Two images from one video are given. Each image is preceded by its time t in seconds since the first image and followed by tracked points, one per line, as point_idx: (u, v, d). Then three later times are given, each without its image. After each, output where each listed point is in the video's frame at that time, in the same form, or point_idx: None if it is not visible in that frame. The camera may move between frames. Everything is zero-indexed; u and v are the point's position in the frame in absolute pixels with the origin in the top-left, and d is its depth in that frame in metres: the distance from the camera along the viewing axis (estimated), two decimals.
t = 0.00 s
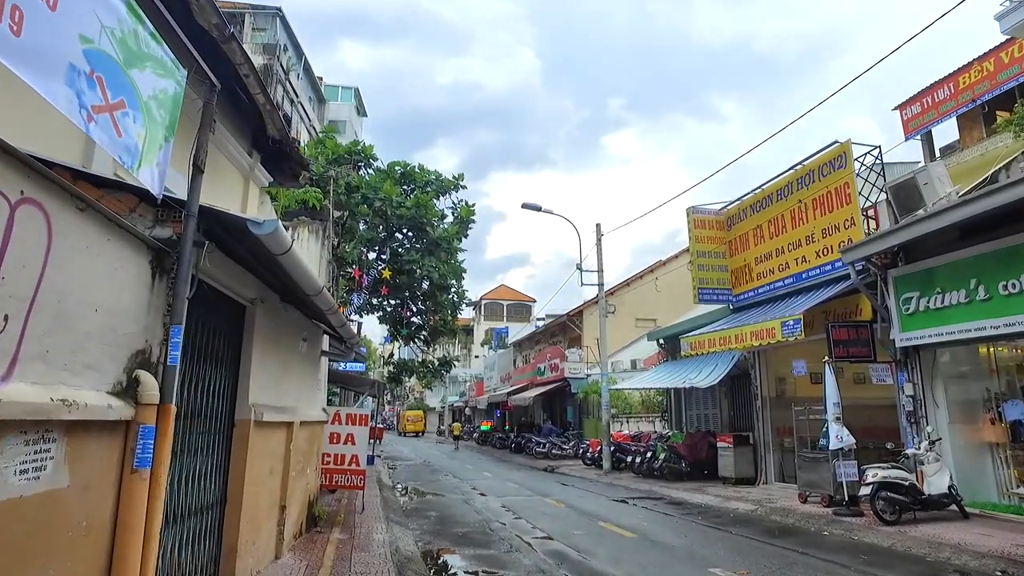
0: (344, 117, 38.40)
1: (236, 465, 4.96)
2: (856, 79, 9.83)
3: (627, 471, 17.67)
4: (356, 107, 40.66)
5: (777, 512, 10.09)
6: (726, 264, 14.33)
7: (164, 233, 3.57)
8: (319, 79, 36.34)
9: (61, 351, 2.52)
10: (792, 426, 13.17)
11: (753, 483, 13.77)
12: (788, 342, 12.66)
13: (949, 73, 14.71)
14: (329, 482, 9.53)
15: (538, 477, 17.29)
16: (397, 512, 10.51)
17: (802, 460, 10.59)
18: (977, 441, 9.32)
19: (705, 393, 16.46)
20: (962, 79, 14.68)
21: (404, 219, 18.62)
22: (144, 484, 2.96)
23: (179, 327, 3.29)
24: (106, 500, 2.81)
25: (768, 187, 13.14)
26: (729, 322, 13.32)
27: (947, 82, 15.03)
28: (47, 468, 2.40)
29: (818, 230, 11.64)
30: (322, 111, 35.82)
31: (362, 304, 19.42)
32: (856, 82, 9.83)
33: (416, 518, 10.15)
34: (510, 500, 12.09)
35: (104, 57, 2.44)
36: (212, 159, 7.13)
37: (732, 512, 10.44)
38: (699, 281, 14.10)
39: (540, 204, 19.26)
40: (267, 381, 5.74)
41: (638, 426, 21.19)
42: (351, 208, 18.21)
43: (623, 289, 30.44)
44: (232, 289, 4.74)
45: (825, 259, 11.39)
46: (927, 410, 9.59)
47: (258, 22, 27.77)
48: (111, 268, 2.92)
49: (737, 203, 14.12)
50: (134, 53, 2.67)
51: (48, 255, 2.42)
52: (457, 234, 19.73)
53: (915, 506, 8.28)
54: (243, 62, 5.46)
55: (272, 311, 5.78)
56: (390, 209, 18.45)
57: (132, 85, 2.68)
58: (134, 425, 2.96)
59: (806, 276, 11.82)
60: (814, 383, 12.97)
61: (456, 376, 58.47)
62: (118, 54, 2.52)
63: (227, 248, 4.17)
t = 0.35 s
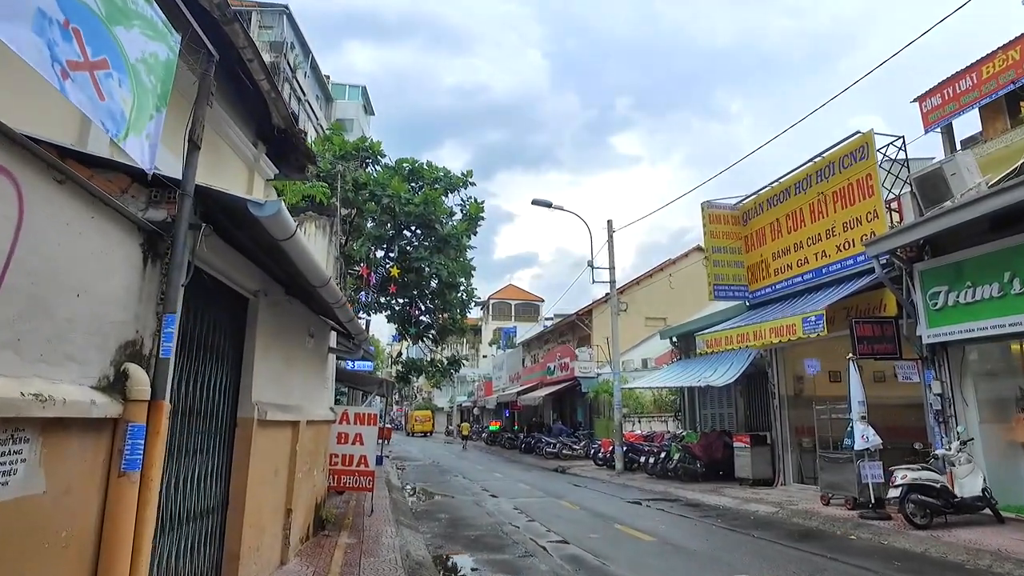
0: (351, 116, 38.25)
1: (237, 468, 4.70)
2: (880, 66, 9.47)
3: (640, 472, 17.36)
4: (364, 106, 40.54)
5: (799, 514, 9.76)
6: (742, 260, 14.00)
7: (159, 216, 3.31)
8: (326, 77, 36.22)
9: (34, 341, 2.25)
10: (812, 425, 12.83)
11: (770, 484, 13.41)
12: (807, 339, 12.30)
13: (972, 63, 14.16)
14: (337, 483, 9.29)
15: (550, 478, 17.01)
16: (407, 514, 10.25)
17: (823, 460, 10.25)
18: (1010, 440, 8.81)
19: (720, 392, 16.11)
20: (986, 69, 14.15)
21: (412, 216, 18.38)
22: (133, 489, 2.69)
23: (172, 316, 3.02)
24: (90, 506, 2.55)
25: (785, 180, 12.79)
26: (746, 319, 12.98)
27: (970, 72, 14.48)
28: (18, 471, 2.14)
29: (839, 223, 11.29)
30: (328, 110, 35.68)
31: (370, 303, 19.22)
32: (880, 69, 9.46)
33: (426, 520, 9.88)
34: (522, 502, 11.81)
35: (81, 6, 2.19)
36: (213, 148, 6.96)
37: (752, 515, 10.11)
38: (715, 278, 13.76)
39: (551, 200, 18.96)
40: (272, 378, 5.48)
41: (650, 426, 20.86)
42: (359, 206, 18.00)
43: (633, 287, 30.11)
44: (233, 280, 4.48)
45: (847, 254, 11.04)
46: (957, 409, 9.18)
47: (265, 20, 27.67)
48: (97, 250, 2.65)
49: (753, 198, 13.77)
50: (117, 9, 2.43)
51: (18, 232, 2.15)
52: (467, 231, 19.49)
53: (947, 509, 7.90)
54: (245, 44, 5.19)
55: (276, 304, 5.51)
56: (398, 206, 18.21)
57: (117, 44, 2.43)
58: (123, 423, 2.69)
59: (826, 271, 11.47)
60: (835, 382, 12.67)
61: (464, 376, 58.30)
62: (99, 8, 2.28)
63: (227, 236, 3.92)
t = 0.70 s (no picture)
0: (354, 114, 37.96)
1: (225, 473, 4.37)
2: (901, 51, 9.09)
3: (647, 473, 17.01)
4: (366, 103, 40.27)
5: (815, 518, 9.39)
6: (753, 256, 13.65)
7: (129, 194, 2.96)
8: (328, 74, 35.97)
9: None
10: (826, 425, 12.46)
11: (782, 486, 13.03)
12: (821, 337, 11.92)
13: (991, 52, 13.74)
14: (336, 486, 8.96)
15: (555, 479, 16.65)
16: (408, 518, 9.91)
17: (839, 462, 9.88)
18: None
19: (730, 391, 15.74)
20: (1005, 58, 13.72)
21: (414, 212, 18.06)
22: (90, 501, 2.37)
23: (140, 305, 2.67)
24: (36, 523, 2.22)
25: (799, 173, 12.44)
26: (757, 316, 12.61)
27: (988, 62, 14.05)
28: None
29: (855, 217, 10.93)
30: (330, 107, 35.40)
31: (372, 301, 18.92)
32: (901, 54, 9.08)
33: (428, 524, 9.54)
34: (527, 504, 11.48)
35: None
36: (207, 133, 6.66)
37: (766, 518, 9.74)
38: (725, 274, 13.41)
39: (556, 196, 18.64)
40: (264, 375, 5.15)
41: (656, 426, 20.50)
42: (361, 202, 17.71)
43: (637, 286, 29.78)
44: (219, 270, 4.16)
45: (863, 249, 10.67)
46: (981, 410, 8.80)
47: (267, 16, 27.43)
48: (45, 226, 2.31)
49: (764, 191, 13.42)
50: None
51: None
52: (470, 228, 19.19)
53: (975, 514, 7.56)
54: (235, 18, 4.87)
55: (269, 298, 5.19)
56: (400, 201, 17.87)
57: None
58: (77, 426, 2.36)
59: (841, 266, 11.10)
60: (850, 382, 12.19)
61: (467, 376, 57.97)
62: None
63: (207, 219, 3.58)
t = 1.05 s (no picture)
0: (353, 111, 37.68)
1: (199, 477, 4.05)
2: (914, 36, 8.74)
3: (648, 474, 16.71)
4: (365, 101, 39.99)
5: (824, 521, 9.08)
6: (758, 251, 13.35)
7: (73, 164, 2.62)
8: (326, 71, 35.73)
9: None
10: (831, 426, 12.16)
11: (788, 488, 12.70)
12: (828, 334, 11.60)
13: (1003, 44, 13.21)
14: (327, 488, 8.69)
15: (555, 481, 16.34)
16: (403, 521, 9.60)
17: (848, 462, 9.57)
18: None
19: (733, 391, 15.43)
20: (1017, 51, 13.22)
21: (412, 208, 17.75)
22: (15, 516, 2.06)
23: (81, 289, 2.34)
24: None
25: (805, 166, 12.13)
26: (762, 313, 12.29)
27: (999, 54, 13.56)
28: None
29: (864, 211, 10.62)
30: (328, 105, 35.08)
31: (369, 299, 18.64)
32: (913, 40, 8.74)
33: (423, 528, 9.22)
34: (526, 507, 11.17)
35: None
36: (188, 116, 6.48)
37: (773, 522, 9.42)
38: (729, 270, 13.10)
39: (556, 192, 18.33)
40: (243, 372, 4.83)
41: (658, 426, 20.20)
42: (357, 199, 17.41)
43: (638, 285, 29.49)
44: (190, 257, 3.85)
45: (873, 243, 10.35)
46: (997, 408, 8.43)
47: (264, 12, 27.15)
48: None
49: (769, 185, 13.12)
50: None
51: None
52: (469, 225, 18.89)
53: (993, 519, 7.29)
54: None
55: (249, 289, 4.89)
56: (397, 197, 17.56)
57: None
58: None
59: (850, 262, 10.78)
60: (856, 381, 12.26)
61: (467, 376, 57.70)
62: None
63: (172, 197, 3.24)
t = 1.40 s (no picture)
0: (353, 109, 37.44)
1: (177, 477, 3.76)
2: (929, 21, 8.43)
3: (652, 475, 16.41)
4: (365, 98, 39.75)
5: (837, 523, 8.76)
6: (765, 246, 13.04)
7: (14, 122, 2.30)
8: (325, 68, 35.46)
9: None
10: (841, 424, 11.84)
11: (796, 489, 12.39)
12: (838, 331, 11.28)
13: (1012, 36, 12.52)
14: (321, 489, 8.39)
15: (557, 481, 16.04)
16: (401, 523, 9.30)
17: (861, 462, 9.27)
18: None
19: (739, 390, 15.12)
20: None
21: (411, 204, 17.46)
22: None
23: (22, 262, 2.04)
24: None
25: (813, 158, 11.81)
26: (770, 309, 11.98)
27: (1010, 45, 12.90)
28: None
29: (876, 203, 10.30)
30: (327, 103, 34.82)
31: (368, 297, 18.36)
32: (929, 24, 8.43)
33: (422, 530, 8.92)
34: (528, 509, 10.87)
35: None
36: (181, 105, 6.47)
37: (783, 524, 9.12)
38: (735, 265, 12.79)
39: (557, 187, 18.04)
40: (226, 365, 4.53)
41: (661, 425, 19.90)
42: (355, 194, 17.12)
43: (640, 283, 29.20)
44: (165, 237, 3.55)
45: (884, 237, 10.04)
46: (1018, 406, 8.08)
47: (263, 7, 26.92)
48: None
49: (776, 179, 12.80)
50: None
51: None
52: (469, 221, 18.60)
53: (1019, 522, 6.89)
54: None
55: (233, 276, 4.59)
56: (396, 193, 17.27)
57: None
58: None
59: (861, 256, 10.48)
60: (866, 379, 11.85)
61: (468, 376, 57.42)
62: None
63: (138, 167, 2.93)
